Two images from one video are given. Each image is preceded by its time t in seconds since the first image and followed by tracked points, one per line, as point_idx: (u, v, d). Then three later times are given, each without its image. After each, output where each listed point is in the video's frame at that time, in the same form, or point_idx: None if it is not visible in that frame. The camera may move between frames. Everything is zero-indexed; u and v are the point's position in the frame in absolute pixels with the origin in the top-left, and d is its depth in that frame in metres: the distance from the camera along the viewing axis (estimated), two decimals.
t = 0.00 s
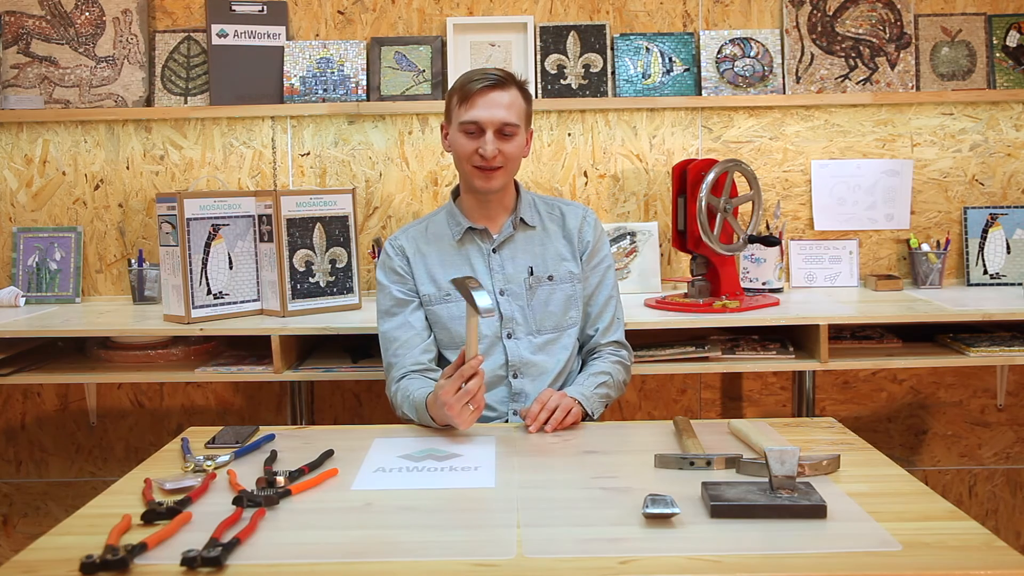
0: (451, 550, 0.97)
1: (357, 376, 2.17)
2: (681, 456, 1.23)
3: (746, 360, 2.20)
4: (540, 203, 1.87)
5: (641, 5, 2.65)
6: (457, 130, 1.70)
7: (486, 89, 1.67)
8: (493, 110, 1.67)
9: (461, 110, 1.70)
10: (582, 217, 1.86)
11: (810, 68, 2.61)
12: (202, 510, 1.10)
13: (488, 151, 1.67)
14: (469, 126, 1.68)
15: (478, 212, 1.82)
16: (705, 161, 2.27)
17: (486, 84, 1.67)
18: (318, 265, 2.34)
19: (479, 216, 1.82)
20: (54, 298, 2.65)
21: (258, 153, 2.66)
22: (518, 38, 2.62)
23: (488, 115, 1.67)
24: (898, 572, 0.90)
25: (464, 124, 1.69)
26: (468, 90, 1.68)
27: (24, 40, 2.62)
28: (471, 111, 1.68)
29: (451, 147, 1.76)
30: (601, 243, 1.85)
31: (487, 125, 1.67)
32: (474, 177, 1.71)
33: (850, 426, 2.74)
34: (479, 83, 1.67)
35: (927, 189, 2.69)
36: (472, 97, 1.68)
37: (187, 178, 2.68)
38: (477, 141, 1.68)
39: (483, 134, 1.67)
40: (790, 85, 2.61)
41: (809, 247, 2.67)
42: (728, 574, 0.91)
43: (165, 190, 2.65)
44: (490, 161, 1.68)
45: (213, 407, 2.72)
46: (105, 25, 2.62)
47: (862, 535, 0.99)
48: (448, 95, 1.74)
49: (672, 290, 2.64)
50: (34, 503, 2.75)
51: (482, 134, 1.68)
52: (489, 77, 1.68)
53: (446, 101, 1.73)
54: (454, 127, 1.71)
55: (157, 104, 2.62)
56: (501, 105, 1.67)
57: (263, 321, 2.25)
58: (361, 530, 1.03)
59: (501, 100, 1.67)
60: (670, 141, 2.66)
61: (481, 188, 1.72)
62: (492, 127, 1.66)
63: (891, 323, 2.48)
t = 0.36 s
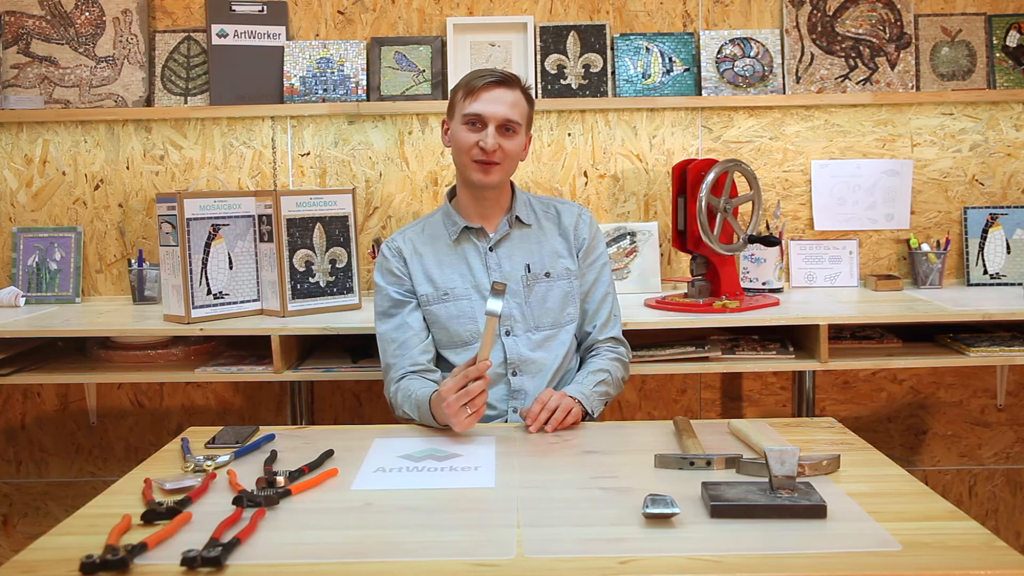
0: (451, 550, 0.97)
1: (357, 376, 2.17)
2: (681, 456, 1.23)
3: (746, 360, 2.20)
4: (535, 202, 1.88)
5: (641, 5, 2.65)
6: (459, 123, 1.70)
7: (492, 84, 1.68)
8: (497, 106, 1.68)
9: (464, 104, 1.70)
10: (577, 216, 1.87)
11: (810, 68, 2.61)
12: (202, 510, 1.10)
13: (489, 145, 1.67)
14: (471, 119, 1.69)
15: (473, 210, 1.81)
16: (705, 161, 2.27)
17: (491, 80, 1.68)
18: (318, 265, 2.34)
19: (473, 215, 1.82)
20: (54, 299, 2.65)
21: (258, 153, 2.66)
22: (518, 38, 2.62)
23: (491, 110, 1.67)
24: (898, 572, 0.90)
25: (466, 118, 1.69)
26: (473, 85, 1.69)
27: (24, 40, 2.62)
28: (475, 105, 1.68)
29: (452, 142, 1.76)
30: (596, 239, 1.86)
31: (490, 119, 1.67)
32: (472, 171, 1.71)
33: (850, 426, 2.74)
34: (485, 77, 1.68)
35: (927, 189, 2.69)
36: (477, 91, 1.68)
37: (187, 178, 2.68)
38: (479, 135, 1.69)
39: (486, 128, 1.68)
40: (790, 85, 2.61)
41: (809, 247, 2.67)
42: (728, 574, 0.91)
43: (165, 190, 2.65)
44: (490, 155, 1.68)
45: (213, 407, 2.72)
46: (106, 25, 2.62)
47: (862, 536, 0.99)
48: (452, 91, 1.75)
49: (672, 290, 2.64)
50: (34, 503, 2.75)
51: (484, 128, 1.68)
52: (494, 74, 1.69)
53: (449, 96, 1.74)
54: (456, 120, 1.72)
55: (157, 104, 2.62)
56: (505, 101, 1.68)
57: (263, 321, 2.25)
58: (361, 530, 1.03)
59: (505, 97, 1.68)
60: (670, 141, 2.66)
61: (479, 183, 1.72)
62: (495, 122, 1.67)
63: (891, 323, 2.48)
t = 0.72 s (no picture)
0: (452, 550, 0.97)
1: (356, 376, 2.17)
2: (681, 456, 1.23)
3: (746, 360, 2.20)
4: (536, 203, 1.88)
5: (641, 5, 2.65)
6: (465, 124, 1.71)
7: (497, 85, 1.68)
8: (503, 106, 1.68)
9: (469, 104, 1.70)
10: (579, 216, 1.87)
11: (810, 68, 2.61)
12: (202, 510, 1.10)
13: (494, 145, 1.67)
14: (476, 119, 1.69)
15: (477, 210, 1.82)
16: (705, 161, 2.27)
17: (497, 80, 1.68)
18: (318, 265, 2.34)
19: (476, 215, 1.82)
20: (54, 299, 2.65)
21: (258, 153, 2.66)
22: (518, 38, 2.62)
23: (497, 110, 1.68)
24: (898, 572, 0.90)
25: (471, 117, 1.69)
26: (478, 84, 1.69)
27: (24, 40, 2.62)
28: (481, 106, 1.68)
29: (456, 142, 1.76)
30: (597, 240, 1.86)
31: (496, 119, 1.68)
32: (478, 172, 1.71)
33: (850, 426, 2.74)
34: (491, 77, 1.68)
35: (927, 189, 2.69)
36: (482, 91, 1.68)
37: (187, 178, 2.68)
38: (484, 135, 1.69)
39: (492, 128, 1.68)
40: (790, 85, 2.61)
41: (809, 248, 2.67)
42: (728, 574, 0.91)
43: (165, 190, 2.65)
44: (496, 155, 1.69)
45: (213, 407, 2.72)
46: (106, 25, 2.62)
47: (862, 536, 0.99)
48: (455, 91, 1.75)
49: (672, 291, 2.64)
50: (34, 503, 2.75)
51: (489, 128, 1.68)
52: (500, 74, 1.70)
53: (454, 96, 1.73)
54: (460, 120, 1.72)
55: (157, 104, 2.62)
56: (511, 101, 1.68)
57: (263, 321, 2.25)
58: (361, 530, 1.03)
59: (510, 96, 1.69)
60: (670, 141, 2.66)
61: (483, 183, 1.72)
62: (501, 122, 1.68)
63: (891, 323, 2.48)
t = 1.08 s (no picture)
0: (452, 550, 0.97)
1: (356, 376, 2.17)
2: (681, 456, 1.23)
3: (746, 360, 2.20)
4: (546, 203, 1.86)
5: (641, 5, 2.65)
6: (473, 124, 1.70)
7: (504, 83, 1.68)
8: (511, 105, 1.67)
9: (477, 103, 1.69)
10: (588, 220, 1.85)
11: (810, 68, 2.61)
12: (202, 511, 1.10)
13: (503, 146, 1.66)
14: (485, 119, 1.68)
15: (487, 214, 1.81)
16: (705, 161, 2.27)
17: (505, 79, 1.68)
18: (318, 265, 2.34)
19: (487, 220, 1.81)
20: (54, 299, 2.65)
21: (258, 153, 2.66)
22: (518, 38, 2.62)
23: (506, 109, 1.67)
24: (897, 572, 0.90)
25: (480, 118, 1.69)
26: (486, 84, 1.68)
27: (24, 40, 2.62)
28: (488, 105, 1.68)
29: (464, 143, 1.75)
30: (608, 244, 1.84)
31: (504, 119, 1.67)
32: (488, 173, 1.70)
33: (850, 426, 2.74)
34: (499, 76, 1.68)
35: (927, 189, 2.69)
36: (489, 90, 1.68)
37: (187, 178, 2.68)
38: (492, 136, 1.68)
39: (500, 128, 1.67)
40: (790, 85, 2.61)
41: (809, 247, 2.67)
42: (728, 574, 0.91)
43: (165, 190, 2.65)
44: (505, 155, 1.67)
45: (213, 407, 2.72)
46: (106, 25, 2.62)
47: (862, 536, 0.99)
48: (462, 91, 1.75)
49: (672, 290, 2.64)
50: (34, 503, 2.75)
51: (498, 129, 1.68)
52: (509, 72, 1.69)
53: (461, 96, 1.73)
54: (468, 121, 1.71)
55: (157, 104, 2.62)
56: (519, 100, 1.67)
57: (263, 321, 2.25)
58: (362, 530, 1.03)
59: (519, 95, 1.68)
60: (670, 141, 2.66)
61: (493, 184, 1.71)
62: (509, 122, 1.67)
63: (891, 323, 2.48)
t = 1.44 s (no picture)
0: (452, 550, 0.97)
1: (356, 376, 2.17)
2: (681, 456, 1.23)
3: (746, 360, 2.20)
4: (556, 208, 1.83)
5: (641, 5, 2.65)
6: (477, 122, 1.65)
7: (509, 78, 1.63)
8: (516, 99, 1.62)
9: (481, 99, 1.64)
10: (597, 228, 1.81)
11: (810, 68, 2.61)
12: (202, 511, 1.10)
13: (508, 141, 1.60)
14: (489, 115, 1.63)
15: (495, 215, 1.77)
16: (705, 161, 2.27)
17: (511, 73, 1.63)
18: (318, 265, 2.34)
19: (494, 224, 1.79)
20: (54, 299, 2.65)
21: (258, 153, 2.66)
22: (518, 38, 2.62)
23: (512, 104, 1.62)
24: (897, 572, 0.90)
25: (484, 114, 1.63)
26: (490, 79, 1.63)
27: (24, 40, 2.62)
28: (493, 101, 1.63)
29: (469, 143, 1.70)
30: (614, 252, 1.79)
31: (509, 115, 1.61)
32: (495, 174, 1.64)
33: (850, 426, 2.74)
34: (504, 70, 1.63)
35: (927, 189, 2.69)
36: (493, 85, 1.63)
37: (187, 178, 2.68)
38: (498, 132, 1.62)
39: (505, 124, 1.62)
40: (790, 85, 2.61)
41: (809, 247, 2.67)
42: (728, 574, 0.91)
43: (165, 190, 2.65)
44: (511, 153, 1.62)
45: (214, 407, 2.72)
46: (106, 25, 2.62)
47: (862, 536, 0.99)
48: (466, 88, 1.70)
49: (672, 290, 2.64)
50: (34, 503, 2.75)
51: (503, 125, 1.62)
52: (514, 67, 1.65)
53: (465, 93, 1.68)
54: (472, 118, 1.66)
55: (157, 104, 2.62)
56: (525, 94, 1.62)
57: (263, 321, 2.25)
58: (362, 530, 1.03)
59: (524, 90, 1.63)
60: (670, 141, 2.66)
61: (500, 183, 1.65)
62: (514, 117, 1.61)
63: (891, 323, 2.48)
